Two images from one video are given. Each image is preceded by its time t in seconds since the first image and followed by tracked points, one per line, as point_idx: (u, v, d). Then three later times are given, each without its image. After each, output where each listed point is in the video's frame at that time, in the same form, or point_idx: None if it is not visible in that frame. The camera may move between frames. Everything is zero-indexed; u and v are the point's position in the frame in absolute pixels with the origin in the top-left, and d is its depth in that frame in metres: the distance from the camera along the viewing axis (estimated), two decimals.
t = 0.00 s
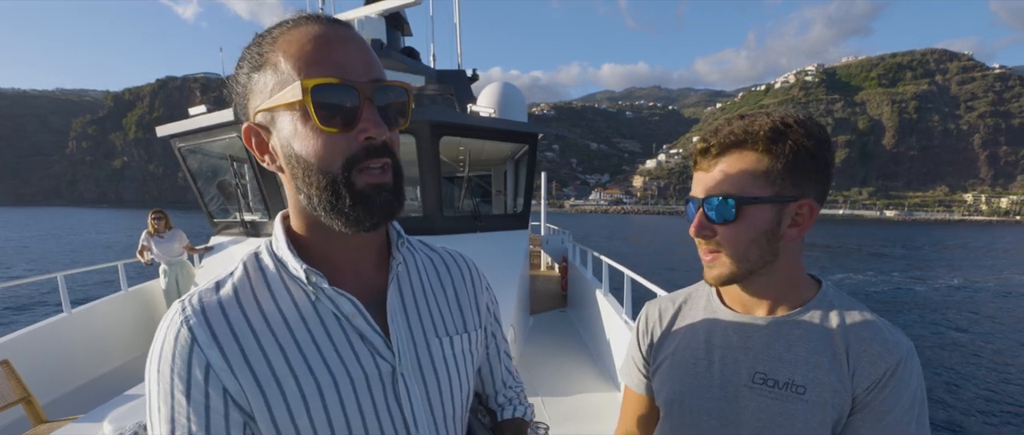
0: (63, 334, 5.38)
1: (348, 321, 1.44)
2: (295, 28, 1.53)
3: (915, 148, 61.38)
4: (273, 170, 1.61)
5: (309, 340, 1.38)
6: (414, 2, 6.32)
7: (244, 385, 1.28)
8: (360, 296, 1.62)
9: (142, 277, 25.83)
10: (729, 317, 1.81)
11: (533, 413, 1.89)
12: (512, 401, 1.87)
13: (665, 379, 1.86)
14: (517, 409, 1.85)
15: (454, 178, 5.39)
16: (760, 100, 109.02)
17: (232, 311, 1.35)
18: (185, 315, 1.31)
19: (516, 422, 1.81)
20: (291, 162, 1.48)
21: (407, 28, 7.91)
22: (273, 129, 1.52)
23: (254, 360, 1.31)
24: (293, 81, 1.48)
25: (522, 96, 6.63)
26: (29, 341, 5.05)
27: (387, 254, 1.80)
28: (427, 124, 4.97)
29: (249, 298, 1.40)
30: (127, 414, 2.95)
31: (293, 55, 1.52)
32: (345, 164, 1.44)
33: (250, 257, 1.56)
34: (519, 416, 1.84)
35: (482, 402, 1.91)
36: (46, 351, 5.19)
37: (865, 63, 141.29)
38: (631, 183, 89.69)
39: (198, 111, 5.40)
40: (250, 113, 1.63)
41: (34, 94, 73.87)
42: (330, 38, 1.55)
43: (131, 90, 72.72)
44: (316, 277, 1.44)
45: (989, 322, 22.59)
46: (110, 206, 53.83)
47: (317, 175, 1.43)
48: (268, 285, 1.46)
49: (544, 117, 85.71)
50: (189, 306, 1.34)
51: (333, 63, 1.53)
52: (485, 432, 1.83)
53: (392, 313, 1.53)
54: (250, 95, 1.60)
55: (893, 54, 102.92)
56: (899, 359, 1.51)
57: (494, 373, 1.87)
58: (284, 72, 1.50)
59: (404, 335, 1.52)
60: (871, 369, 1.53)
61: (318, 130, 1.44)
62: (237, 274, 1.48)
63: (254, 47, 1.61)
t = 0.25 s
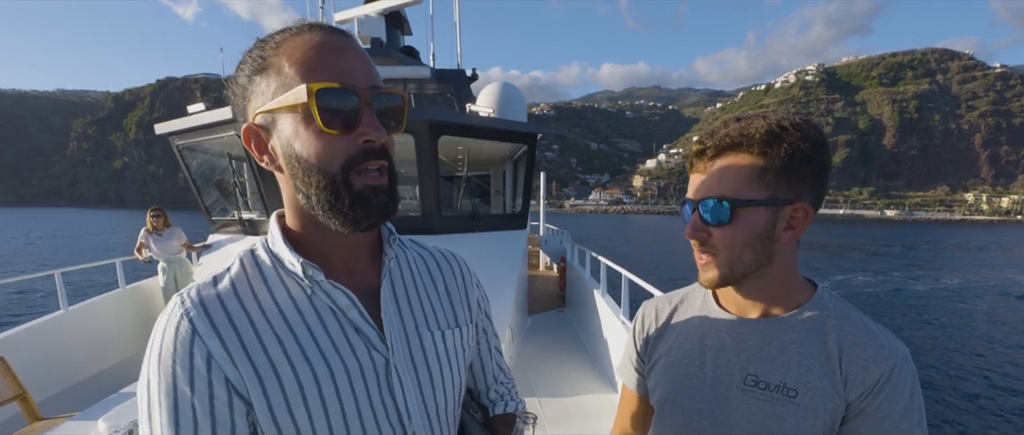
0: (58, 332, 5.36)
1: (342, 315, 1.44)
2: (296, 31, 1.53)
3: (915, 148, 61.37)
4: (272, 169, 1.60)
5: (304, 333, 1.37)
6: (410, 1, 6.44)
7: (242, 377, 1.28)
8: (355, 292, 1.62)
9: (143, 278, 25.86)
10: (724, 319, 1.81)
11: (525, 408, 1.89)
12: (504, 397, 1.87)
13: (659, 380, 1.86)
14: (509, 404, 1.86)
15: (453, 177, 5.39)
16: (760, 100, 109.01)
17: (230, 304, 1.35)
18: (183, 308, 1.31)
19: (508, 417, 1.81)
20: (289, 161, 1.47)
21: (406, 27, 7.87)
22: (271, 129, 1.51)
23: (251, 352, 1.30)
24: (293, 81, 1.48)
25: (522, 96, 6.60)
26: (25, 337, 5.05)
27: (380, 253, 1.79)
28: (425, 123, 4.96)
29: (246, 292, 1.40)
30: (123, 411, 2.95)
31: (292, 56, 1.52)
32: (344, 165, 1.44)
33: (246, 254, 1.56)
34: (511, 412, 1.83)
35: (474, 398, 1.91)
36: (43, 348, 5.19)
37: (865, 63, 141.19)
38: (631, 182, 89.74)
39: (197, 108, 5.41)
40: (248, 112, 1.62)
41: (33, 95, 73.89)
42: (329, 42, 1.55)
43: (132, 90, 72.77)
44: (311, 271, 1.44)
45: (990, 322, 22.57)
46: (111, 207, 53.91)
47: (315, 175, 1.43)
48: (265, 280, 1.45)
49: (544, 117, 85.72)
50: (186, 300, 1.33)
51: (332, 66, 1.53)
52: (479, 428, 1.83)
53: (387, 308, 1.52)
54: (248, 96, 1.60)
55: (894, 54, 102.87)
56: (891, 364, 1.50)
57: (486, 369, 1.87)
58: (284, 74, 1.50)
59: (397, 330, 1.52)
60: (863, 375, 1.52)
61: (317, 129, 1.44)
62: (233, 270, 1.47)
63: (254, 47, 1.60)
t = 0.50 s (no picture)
0: (62, 328, 5.39)
1: (349, 311, 1.43)
2: (308, 32, 1.52)
3: (923, 147, 60.92)
4: (280, 166, 1.58)
5: (313, 331, 1.36)
6: None
7: (251, 375, 1.27)
8: (360, 289, 1.61)
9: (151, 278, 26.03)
10: (733, 318, 1.78)
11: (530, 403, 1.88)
12: (508, 391, 1.86)
13: (666, 380, 1.82)
14: (513, 398, 1.84)
15: (457, 176, 5.39)
16: (766, 99, 108.51)
17: (239, 302, 1.34)
18: (193, 308, 1.30)
19: (513, 412, 1.79)
20: (300, 156, 1.46)
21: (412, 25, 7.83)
22: (282, 125, 1.50)
23: (259, 349, 1.30)
24: (304, 78, 1.47)
25: (527, 95, 6.57)
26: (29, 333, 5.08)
27: (385, 249, 1.78)
28: (431, 122, 4.96)
29: (254, 290, 1.39)
30: (126, 408, 2.98)
31: (303, 54, 1.51)
32: (354, 161, 1.43)
33: (253, 252, 1.54)
34: (514, 406, 1.82)
35: (480, 392, 1.89)
36: (47, 343, 5.22)
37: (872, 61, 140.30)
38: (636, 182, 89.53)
39: (203, 106, 5.42)
40: (257, 110, 1.61)
41: (42, 96, 74.44)
42: (338, 42, 1.54)
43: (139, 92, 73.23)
44: (318, 269, 1.43)
45: (1000, 323, 22.36)
46: (119, 208, 54.29)
47: (325, 172, 1.41)
48: (273, 279, 1.44)
49: (549, 118, 85.67)
50: (197, 300, 1.32)
51: (341, 65, 1.51)
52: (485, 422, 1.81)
53: (393, 305, 1.51)
54: (259, 94, 1.58)
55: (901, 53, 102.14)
56: (899, 365, 1.49)
57: (490, 363, 1.85)
58: (296, 72, 1.49)
59: (403, 326, 1.50)
60: (873, 376, 1.50)
61: (327, 125, 1.42)
62: (241, 270, 1.46)
63: (265, 47, 1.59)
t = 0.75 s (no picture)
0: (75, 323, 5.49)
1: (361, 312, 1.44)
2: (322, 35, 1.54)
3: (937, 146, 60.15)
4: (295, 167, 1.59)
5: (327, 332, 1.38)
6: None
7: (266, 377, 1.29)
8: (373, 289, 1.61)
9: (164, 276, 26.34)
10: (746, 322, 1.76)
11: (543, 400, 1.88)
12: (523, 387, 1.85)
13: (676, 382, 1.80)
14: (527, 394, 1.84)
15: (467, 175, 5.41)
16: (777, 99, 107.72)
17: (254, 305, 1.36)
18: (210, 313, 1.32)
19: (527, 408, 1.79)
20: (316, 156, 1.47)
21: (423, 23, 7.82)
22: (297, 125, 1.51)
23: (273, 350, 1.31)
24: (319, 81, 1.48)
25: (537, 94, 6.57)
26: (43, 328, 5.15)
27: (397, 249, 1.79)
28: (442, 120, 4.97)
29: (268, 292, 1.41)
30: (137, 403, 3.09)
31: (319, 55, 1.52)
32: (368, 161, 1.44)
33: (267, 255, 1.56)
34: (529, 401, 1.81)
35: (493, 388, 1.89)
36: (60, 338, 5.30)
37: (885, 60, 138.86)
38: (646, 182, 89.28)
39: (215, 103, 5.48)
40: (272, 111, 1.62)
41: (58, 98, 75.60)
42: (352, 45, 1.55)
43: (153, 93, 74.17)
44: (331, 271, 1.45)
45: (1016, 325, 22.04)
46: (133, 208, 55.01)
47: (341, 175, 1.43)
48: (288, 280, 1.46)
49: (558, 117, 85.58)
50: (214, 305, 1.34)
51: (354, 69, 1.52)
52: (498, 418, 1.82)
53: (405, 305, 1.52)
54: (275, 96, 1.60)
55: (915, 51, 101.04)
56: (914, 370, 1.48)
57: (504, 359, 1.85)
58: (313, 72, 1.50)
59: (416, 325, 1.52)
60: (887, 380, 1.49)
61: (342, 126, 1.43)
62: (256, 273, 1.48)
63: (280, 50, 1.61)
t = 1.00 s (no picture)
0: (80, 315, 5.53)
1: (361, 310, 1.43)
2: (321, 31, 1.54)
3: (946, 146, 59.68)
4: (295, 162, 1.58)
5: (328, 331, 1.37)
6: None
7: (264, 378, 1.29)
8: (372, 287, 1.61)
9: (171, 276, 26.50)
10: (750, 323, 1.74)
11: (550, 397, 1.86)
12: (529, 384, 1.84)
13: (680, 385, 1.77)
14: (534, 392, 1.82)
15: (473, 173, 5.41)
16: (784, 98, 107.27)
17: (253, 305, 1.35)
18: (209, 313, 1.32)
19: (533, 405, 1.78)
20: (313, 152, 1.47)
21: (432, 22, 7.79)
22: (295, 121, 1.51)
23: (272, 349, 1.31)
24: (319, 76, 1.47)
25: (545, 93, 6.56)
26: (48, 321, 5.19)
27: (397, 245, 1.78)
28: (448, 118, 4.98)
29: (268, 291, 1.40)
30: (142, 397, 3.11)
31: (318, 51, 1.52)
32: (367, 157, 1.44)
33: (269, 254, 1.56)
34: (535, 399, 1.80)
35: (498, 386, 1.88)
36: (65, 331, 5.33)
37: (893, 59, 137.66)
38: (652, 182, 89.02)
39: (223, 98, 5.50)
40: (272, 108, 1.62)
41: (67, 99, 76.18)
42: (352, 40, 1.55)
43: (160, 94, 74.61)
44: (328, 270, 1.44)
45: None
46: (141, 208, 55.35)
47: (340, 173, 1.43)
48: (288, 279, 1.45)
49: (564, 117, 85.52)
50: (214, 305, 1.34)
51: (353, 65, 1.52)
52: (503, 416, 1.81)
53: (404, 303, 1.52)
54: (274, 92, 1.60)
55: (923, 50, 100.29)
56: (924, 376, 1.46)
57: (510, 357, 1.84)
58: (311, 69, 1.50)
59: (416, 322, 1.51)
60: (896, 386, 1.48)
61: (342, 120, 1.43)
62: (256, 272, 1.47)
63: (279, 46, 1.61)
